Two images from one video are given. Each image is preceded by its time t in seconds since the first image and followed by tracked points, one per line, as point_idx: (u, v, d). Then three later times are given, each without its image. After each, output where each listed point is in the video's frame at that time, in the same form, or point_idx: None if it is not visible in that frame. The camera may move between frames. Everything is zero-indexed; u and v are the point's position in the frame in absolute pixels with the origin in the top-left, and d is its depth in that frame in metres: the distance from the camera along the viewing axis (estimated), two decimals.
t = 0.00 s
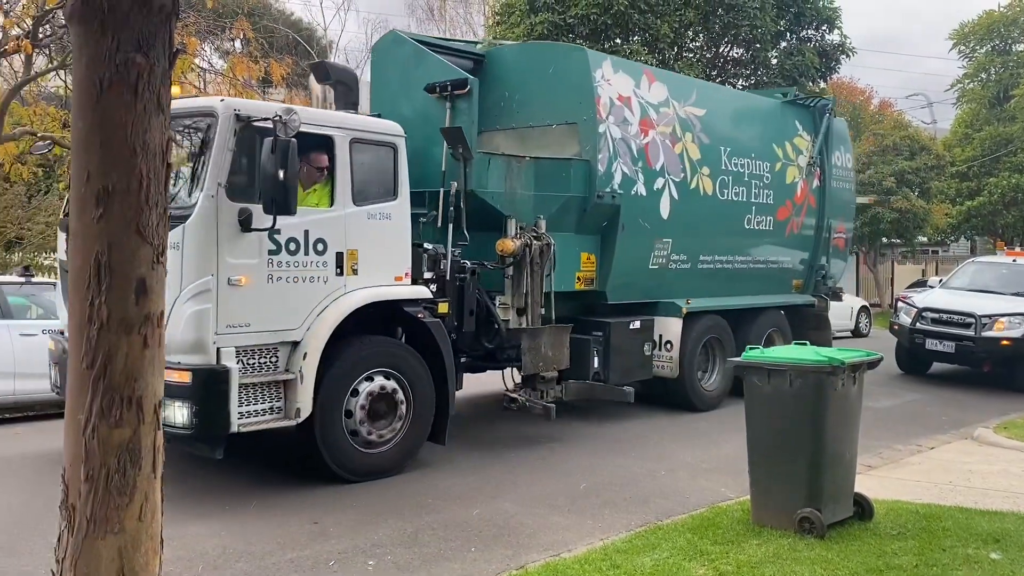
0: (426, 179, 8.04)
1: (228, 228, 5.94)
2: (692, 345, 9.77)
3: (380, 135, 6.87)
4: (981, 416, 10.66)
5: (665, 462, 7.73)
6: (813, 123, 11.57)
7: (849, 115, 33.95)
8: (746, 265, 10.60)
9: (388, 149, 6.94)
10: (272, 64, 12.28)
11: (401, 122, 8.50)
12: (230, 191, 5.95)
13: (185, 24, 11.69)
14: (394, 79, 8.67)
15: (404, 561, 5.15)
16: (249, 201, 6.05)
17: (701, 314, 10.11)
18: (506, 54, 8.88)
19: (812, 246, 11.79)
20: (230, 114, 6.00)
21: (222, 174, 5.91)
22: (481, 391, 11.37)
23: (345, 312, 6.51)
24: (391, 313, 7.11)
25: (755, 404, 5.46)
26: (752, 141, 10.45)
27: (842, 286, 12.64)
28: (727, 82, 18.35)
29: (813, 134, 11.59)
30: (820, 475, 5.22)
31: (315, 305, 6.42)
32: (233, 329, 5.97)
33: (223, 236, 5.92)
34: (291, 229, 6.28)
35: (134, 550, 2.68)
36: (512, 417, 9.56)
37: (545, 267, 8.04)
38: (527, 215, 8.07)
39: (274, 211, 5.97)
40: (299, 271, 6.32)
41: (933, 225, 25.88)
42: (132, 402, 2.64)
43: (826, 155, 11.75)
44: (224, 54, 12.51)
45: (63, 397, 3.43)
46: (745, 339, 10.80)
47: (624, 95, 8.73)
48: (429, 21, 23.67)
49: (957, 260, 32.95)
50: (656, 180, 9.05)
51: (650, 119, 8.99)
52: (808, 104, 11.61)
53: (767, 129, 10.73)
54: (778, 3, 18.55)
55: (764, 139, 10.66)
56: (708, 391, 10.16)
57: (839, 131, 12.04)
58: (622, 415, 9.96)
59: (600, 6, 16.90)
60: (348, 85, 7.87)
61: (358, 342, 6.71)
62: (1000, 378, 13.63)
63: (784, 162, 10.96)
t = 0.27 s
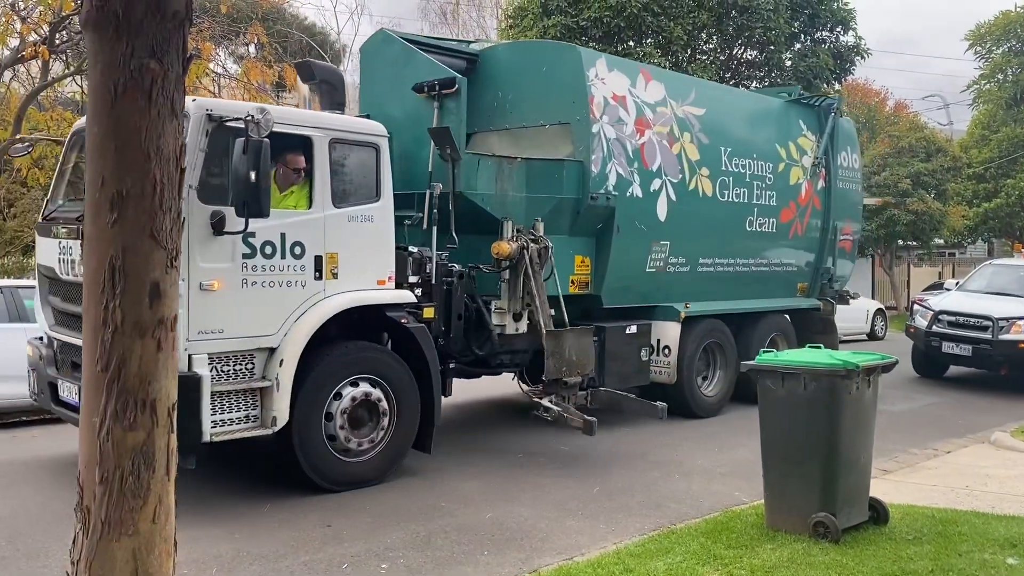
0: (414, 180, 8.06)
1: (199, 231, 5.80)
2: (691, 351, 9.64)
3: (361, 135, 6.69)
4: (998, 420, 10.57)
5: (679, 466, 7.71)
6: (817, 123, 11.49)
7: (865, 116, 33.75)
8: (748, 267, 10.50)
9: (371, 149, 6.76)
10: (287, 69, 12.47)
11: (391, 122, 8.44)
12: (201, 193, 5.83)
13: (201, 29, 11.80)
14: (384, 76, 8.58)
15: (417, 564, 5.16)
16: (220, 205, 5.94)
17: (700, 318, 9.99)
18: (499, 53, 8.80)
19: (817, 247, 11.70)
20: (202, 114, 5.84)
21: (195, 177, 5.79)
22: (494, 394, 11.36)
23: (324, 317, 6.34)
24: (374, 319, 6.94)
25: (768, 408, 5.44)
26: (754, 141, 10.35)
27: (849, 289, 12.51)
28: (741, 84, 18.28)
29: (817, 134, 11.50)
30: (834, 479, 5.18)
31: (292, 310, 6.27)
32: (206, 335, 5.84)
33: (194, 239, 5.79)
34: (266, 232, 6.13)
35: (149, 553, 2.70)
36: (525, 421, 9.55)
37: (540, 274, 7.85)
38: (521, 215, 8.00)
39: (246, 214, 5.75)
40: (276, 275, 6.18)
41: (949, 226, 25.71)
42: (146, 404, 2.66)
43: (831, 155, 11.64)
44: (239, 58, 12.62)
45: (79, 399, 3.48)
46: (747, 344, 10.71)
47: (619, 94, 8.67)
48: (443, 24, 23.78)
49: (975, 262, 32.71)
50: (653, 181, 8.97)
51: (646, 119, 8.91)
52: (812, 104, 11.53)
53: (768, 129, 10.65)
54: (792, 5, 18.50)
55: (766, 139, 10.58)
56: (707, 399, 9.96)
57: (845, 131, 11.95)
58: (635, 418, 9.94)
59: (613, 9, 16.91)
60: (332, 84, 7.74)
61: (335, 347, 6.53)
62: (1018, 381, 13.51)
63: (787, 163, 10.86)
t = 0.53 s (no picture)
0: (408, 181, 7.97)
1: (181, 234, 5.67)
2: (689, 356, 9.57)
3: (350, 135, 6.60)
4: (1010, 423, 10.51)
5: (688, 469, 7.70)
6: (820, 124, 11.45)
7: (874, 118, 33.67)
8: (751, 268, 10.47)
9: (360, 150, 6.67)
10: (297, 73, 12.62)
11: (387, 122, 8.36)
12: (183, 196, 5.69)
13: (211, 34, 11.94)
14: (378, 76, 8.51)
15: (426, 566, 5.17)
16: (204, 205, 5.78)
17: (700, 322, 9.91)
18: (496, 53, 8.79)
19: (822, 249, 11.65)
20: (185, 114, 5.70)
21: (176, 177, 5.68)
22: (503, 396, 11.37)
23: (311, 321, 6.22)
24: (364, 323, 6.84)
25: (778, 411, 5.43)
26: (756, 142, 10.33)
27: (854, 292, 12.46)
28: (750, 86, 18.24)
29: (822, 135, 11.46)
30: (845, 481, 5.17)
31: (278, 314, 6.14)
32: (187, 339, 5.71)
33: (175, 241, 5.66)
34: (251, 234, 6.00)
35: (161, 554, 2.71)
36: (533, 424, 9.56)
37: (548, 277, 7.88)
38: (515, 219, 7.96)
39: (229, 215, 5.66)
40: (262, 278, 6.06)
41: (960, 228, 25.58)
42: (157, 407, 2.68)
43: (835, 156, 11.59)
44: (249, 63, 12.77)
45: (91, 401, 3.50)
46: (749, 348, 10.68)
47: (617, 94, 8.66)
48: (452, 27, 23.84)
49: (986, 265, 32.56)
50: (653, 182, 8.96)
51: (645, 120, 8.91)
52: (817, 105, 11.50)
53: (771, 130, 10.62)
54: (801, 7, 18.47)
55: (769, 140, 10.55)
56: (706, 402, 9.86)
57: (851, 132, 11.91)
58: (644, 421, 9.93)
59: (621, 11, 16.89)
60: (325, 85, 7.60)
61: (313, 353, 6.38)
62: None
63: (790, 164, 10.82)
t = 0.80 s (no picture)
0: (401, 181, 7.95)
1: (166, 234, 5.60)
2: (686, 358, 9.53)
3: (340, 135, 6.53)
4: (1018, 425, 10.47)
5: (694, 471, 7.69)
6: (821, 124, 11.44)
7: (880, 119, 33.62)
8: (750, 270, 10.45)
9: (350, 149, 6.61)
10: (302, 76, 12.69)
11: (380, 121, 8.33)
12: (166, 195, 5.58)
13: (218, 36, 12.00)
14: (371, 75, 8.52)
15: (432, 568, 5.17)
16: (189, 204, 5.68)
17: (698, 323, 9.92)
18: (491, 53, 8.83)
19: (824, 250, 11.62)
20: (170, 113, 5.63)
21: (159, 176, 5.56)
22: (508, 398, 11.36)
23: (299, 322, 6.13)
24: (354, 325, 6.76)
25: (784, 412, 5.42)
26: (755, 142, 10.31)
27: (855, 293, 12.42)
28: (756, 88, 18.21)
29: (823, 135, 11.44)
30: (851, 484, 5.16)
31: (264, 316, 6.04)
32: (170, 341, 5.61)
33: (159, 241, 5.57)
34: (236, 234, 5.90)
35: (167, 556, 2.71)
36: (539, 426, 9.55)
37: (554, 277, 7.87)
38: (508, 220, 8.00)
39: (214, 215, 5.53)
40: (249, 279, 5.96)
41: (967, 230, 25.52)
42: (164, 409, 2.69)
43: (837, 157, 11.56)
44: (256, 65, 12.85)
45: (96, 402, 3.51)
46: (748, 351, 10.64)
47: (613, 94, 8.66)
48: (457, 30, 23.90)
49: (993, 267, 32.48)
50: (649, 182, 8.95)
51: (642, 120, 8.90)
52: (818, 106, 11.48)
53: (772, 131, 10.60)
54: (808, 9, 18.46)
55: (770, 141, 10.53)
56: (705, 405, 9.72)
57: (852, 133, 11.89)
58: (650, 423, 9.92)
59: (627, 13, 16.89)
60: (317, 84, 7.35)
61: (289, 361, 6.22)
62: None
63: (791, 164, 10.80)
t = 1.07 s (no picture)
0: (392, 183, 7.94)
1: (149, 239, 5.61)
2: (681, 360, 9.53)
3: (326, 136, 6.53)
4: (1021, 427, 10.46)
5: (696, 473, 7.68)
6: (818, 125, 11.43)
7: (882, 121, 33.60)
8: (746, 272, 10.45)
9: (337, 151, 6.61)
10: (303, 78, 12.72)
11: (371, 122, 8.33)
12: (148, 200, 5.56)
13: (219, 38, 12.02)
14: (362, 75, 8.51)
15: (434, 570, 5.17)
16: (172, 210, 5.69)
17: (692, 327, 9.90)
18: (483, 53, 8.83)
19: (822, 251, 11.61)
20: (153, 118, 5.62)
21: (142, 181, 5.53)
22: (509, 400, 11.35)
23: (284, 326, 6.12)
24: (343, 328, 6.73)
25: (785, 414, 5.41)
26: (751, 143, 10.31)
27: (854, 295, 12.40)
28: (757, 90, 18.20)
29: (820, 136, 11.43)
30: (853, 486, 5.16)
31: (249, 320, 6.03)
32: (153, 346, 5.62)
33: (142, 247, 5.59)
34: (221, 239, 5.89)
35: (168, 558, 2.72)
36: (540, 428, 9.54)
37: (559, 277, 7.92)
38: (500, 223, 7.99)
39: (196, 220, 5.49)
40: (233, 283, 5.95)
41: (969, 231, 25.52)
42: (164, 411, 2.69)
43: (834, 157, 11.55)
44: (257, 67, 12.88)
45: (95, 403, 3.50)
46: (744, 353, 10.62)
47: (606, 94, 8.65)
48: (459, 31, 23.91)
49: (995, 268, 32.46)
50: (643, 183, 8.95)
51: (635, 121, 8.89)
52: (815, 106, 11.48)
53: (768, 132, 10.60)
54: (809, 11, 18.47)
55: (766, 141, 10.53)
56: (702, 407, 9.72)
57: (849, 132, 11.88)
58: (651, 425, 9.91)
59: (628, 15, 16.88)
60: (305, 84, 7.37)
61: (270, 370, 6.18)
62: None
63: (787, 165, 10.80)
